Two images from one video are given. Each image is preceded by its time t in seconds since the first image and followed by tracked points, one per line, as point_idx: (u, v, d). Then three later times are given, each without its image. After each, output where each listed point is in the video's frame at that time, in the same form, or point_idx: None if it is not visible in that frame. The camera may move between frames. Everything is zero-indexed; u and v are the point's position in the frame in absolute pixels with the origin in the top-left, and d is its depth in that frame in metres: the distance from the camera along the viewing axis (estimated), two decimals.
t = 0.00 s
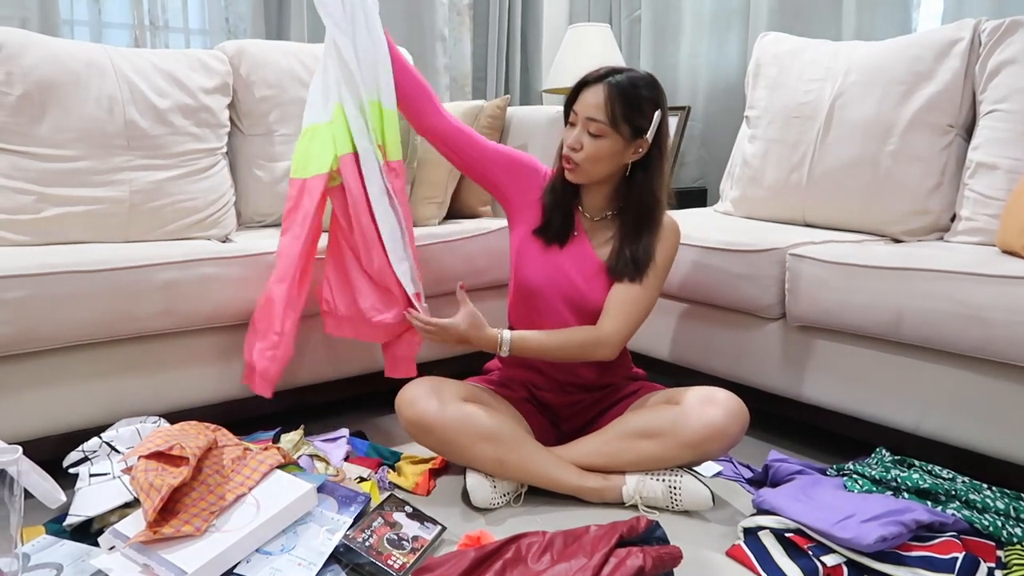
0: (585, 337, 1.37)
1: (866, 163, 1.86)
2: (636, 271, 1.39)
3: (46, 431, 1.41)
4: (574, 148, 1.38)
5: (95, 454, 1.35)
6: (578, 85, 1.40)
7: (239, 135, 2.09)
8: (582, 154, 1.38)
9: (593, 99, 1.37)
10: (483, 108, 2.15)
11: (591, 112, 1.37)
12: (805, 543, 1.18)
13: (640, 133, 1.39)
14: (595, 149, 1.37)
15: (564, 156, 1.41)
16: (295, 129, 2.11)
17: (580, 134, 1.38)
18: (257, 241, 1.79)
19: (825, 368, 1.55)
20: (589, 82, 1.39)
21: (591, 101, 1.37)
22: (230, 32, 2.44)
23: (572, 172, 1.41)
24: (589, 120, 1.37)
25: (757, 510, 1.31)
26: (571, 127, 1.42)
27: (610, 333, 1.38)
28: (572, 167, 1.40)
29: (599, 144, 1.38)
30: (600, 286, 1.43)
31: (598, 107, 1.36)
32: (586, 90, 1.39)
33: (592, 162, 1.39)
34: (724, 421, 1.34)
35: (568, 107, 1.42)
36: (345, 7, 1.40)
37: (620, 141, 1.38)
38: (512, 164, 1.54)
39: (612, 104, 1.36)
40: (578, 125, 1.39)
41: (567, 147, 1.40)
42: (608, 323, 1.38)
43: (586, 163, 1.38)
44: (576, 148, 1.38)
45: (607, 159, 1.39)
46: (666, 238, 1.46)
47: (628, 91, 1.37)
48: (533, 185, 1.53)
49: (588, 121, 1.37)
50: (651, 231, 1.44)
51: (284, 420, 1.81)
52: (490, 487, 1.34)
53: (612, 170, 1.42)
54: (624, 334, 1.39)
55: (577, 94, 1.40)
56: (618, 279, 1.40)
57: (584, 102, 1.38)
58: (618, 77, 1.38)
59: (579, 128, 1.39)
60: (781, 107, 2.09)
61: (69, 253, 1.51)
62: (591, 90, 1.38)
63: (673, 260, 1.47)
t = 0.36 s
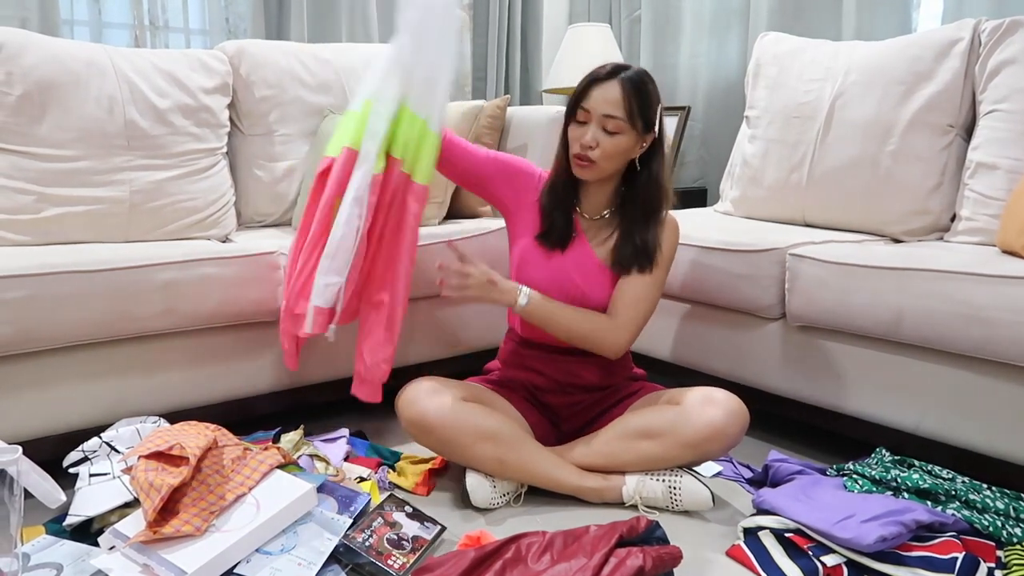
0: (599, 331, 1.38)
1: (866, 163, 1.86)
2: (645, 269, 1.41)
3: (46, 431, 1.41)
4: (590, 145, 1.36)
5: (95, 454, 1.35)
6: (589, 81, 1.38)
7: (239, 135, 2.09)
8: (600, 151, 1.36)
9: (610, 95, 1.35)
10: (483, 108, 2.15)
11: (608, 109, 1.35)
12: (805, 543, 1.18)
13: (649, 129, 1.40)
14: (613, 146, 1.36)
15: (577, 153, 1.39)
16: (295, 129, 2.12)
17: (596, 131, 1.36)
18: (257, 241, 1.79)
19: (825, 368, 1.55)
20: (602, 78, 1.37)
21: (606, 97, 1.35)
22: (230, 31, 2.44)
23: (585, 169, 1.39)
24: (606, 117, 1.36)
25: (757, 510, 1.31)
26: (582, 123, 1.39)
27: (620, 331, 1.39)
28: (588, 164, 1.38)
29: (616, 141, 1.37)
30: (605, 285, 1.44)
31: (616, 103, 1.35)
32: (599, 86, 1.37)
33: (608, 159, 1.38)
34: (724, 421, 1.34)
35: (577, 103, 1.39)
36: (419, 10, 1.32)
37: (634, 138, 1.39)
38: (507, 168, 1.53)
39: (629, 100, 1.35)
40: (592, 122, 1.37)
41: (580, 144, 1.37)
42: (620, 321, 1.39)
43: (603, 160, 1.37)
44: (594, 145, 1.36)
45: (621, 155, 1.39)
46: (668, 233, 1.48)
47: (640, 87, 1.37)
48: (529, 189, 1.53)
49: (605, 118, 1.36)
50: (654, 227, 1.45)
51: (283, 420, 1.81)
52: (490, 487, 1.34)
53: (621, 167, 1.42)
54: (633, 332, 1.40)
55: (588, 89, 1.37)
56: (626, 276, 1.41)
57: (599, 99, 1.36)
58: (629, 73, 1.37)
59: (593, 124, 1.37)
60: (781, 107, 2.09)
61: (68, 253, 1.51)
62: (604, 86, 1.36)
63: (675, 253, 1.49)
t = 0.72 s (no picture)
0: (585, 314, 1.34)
1: (866, 163, 1.86)
2: (638, 261, 1.39)
3: (46, 431, 1.41)
4: (611, 151, 1.34)
5: (95, 454, 1.35)
6: (604, 85, 1.35)
7: (239, 135, 2.09)
8: (622, 156, 1.35)
9: (629, 100, 1.34)
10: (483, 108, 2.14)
11: (627, 113, 1.35)
12: (805, 543, 1.18)
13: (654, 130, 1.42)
14: (633, 150, 1.36)
15: (596, 159, 1.36)
16: (295, 129, 2.12)
17: (617, 136, 1.35)
18: (257, 241, 1.79)
19: (824, 368, 1.55)
20: (618, 82, 1.35)
21: (624, 102, 1.34)
22: (230, 31, 2.44)
23: (603, 173, 1.37)
24: (626, 122, 1.35)
25: (757, 510, 1.31)
26: (598, 127, 1.37)
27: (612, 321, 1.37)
28: (609, 169, 1.36)
29: (632, 144, 1.37)
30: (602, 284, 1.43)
31: (635, 108, 1.35)
32: (617, 90, 1.35)
33: (626, 162, 1.37)
34: (724, 420, 1.34)
35: (591, 107, 1.36)
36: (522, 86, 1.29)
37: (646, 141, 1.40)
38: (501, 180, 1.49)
39: (646, 104, 1.36)
40: (611, 126, 1.35)
41: (601, 149, 1.35)
42: (605, 312, 1.35)
43: (623, 165, 1.36)
44: (617, 150, 1.34)
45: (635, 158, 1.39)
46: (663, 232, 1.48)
47: (650, 89, 1.38)
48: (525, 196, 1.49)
49: (626, 122, 1.35)
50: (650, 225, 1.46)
51: (283, 420, 1.81)
52: (490, 487, 1.34)
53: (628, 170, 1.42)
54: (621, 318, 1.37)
55: (605, 94, 1.35)
56: (620, 270, 1.39)
57: (619, 104, 1.34)
58: (638, 75, 1.37)
59: (614, 129, 1.35)
60: (781, 107, 2.09)
61: (68, 253, 1.51)
62: (621, 90, 1.35)
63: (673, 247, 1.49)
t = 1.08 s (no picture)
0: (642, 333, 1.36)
1: (865, 163, 1.86)
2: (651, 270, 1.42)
3: (44, 431, 1.41)
4: (616, 149, 1.35)
5: (93, 454, 1.35)
6: (606, 83, 1.36)
7: (238, 135, 2.09)
8: (626, 154, 1.36)
9: (632, 99, 1.35)
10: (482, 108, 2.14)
11: (631, 111, 1.35)
12: (804, 543, 1.18)
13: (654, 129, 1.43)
14: (637, 148, 1.37)
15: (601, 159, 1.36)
16: (295, 129, 2.12)
17: (621, 134, 1.35)
18: (256, 241, 1.79)
19: (823, 368, 1.55)
20: (620, 81, 1.36)
21: (627, 101, 1.35)
22: (229, 31, 2.44)
23: (607, 173, 1.37)
24: (630, 120, 1.36)
25: (756, 510, 1.31)
26: (601, 127, 1.37)
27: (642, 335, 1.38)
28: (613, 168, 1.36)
29: (636, 143, 1.38)
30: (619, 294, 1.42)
31: (638, 107, 1.36)
32: (619, 90, 1.36)
33: (631, 161, 1.38)
34: (724, 422, 1.33)
35: (593, 107, 1.37)
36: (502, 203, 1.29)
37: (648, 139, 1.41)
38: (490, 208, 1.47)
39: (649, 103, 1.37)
40: (615, 125, 1.36)
41: (606, 148, 1.35)
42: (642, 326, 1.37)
43: (627, 163, 1.37)
44: (621, 149, 1.35)
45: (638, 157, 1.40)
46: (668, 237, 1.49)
47: (650, 88, 1.39)
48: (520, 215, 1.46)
49: (630, 121, 1.35)
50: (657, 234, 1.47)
51: (283, 420, 1.81)
52: (489, 487, 1.34)
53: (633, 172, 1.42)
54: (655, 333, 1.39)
55: (608, 93, 1.36)
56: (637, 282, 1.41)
57: (622, 103, 1.35)
58: (639, 75, 1.38)
59: (618, 128, 1.35)
60: (781, 107, 2.09)
61: (67, 252, 1.51)
62: (624, 90, 1.36)
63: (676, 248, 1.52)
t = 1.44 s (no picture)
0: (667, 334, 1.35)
1: (865, 165, 1.86)
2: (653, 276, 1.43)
3: (45, 432, 1.41)
4: (592, 152, 1.32)
5: (95, 454, 1.35)
6: (571, 86, 1.33)
7: (239, 137, 2.09)
8: (604, 156, 1.32)
9: (600, 98, 1.31)
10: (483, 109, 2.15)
11: (602, 110, 1.31)
12: (805, 545, 1.18)
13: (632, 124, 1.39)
14: (615, 147, 1.34)
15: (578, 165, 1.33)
16: (296, 130, 2.12)
17: (594, 136, 1.32)
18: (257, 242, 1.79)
19: (824, 370, 1.55)
20: (584, 81, 1.32)
21: (596, 101, 1.31)
22: (231, 33, 2.45)
23: (588, 179, 1.35)
24: (602, 119, 1.32)
25: (757, 511, 1.31)
26: (573, 132, 1.33)
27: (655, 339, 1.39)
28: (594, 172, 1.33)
29: (614, 142, 1.34)
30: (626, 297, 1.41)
31: (608, 104, 1.32)
32: (584, 90, 1.32)
33: (612, 161, 1.35)
34: (724, 425, 1.34)
35: (560, 113, 1.33)
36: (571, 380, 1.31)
37: (627, 136, 1.37)
38: (484, 240, 1.39)
39: (619, 98, 1.33)
40: (589, 129, 1.32)
41: (584, 154, 1.32)
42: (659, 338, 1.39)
43: (609, 165, 1.34)
44: (598, 151, 1.32)
45: (620, 155, 1.36)
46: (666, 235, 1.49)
47: (617, 82, 1.35)
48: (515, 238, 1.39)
49: (602, 120, 1.32)
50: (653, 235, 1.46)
51: (284, 420, 1.81)
52: (490, 489, 1.34)
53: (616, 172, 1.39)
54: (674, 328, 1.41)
55: (573, 97, 1.32)
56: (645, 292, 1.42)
57: (591, 104, 1.31)
58: (603, 72, 1.34)
59: (591, 130, 1.32)
60: (782, 109, 2.09)
61: (68, 253, 1.51)
62: (590, 89, 1.32)
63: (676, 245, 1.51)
